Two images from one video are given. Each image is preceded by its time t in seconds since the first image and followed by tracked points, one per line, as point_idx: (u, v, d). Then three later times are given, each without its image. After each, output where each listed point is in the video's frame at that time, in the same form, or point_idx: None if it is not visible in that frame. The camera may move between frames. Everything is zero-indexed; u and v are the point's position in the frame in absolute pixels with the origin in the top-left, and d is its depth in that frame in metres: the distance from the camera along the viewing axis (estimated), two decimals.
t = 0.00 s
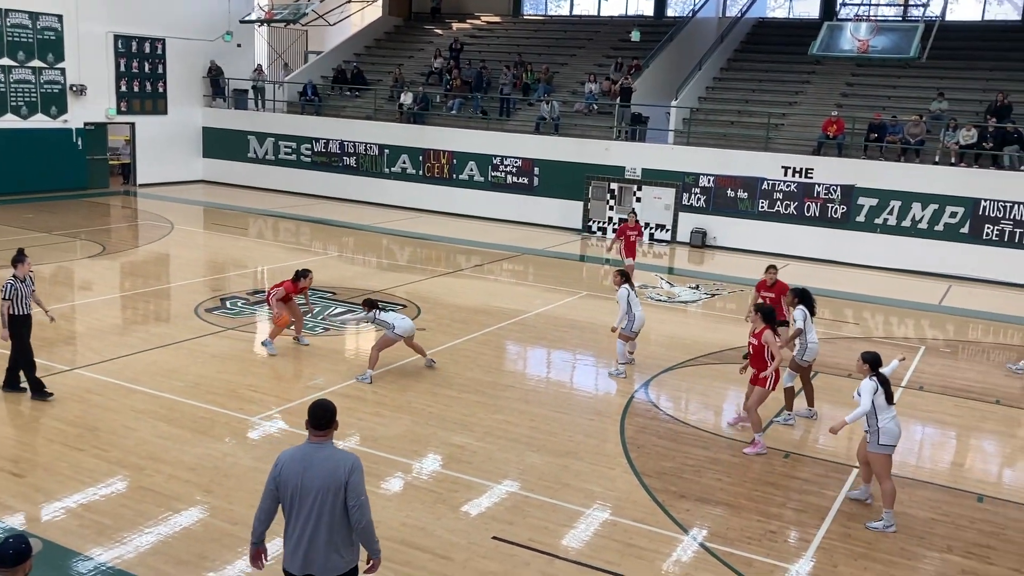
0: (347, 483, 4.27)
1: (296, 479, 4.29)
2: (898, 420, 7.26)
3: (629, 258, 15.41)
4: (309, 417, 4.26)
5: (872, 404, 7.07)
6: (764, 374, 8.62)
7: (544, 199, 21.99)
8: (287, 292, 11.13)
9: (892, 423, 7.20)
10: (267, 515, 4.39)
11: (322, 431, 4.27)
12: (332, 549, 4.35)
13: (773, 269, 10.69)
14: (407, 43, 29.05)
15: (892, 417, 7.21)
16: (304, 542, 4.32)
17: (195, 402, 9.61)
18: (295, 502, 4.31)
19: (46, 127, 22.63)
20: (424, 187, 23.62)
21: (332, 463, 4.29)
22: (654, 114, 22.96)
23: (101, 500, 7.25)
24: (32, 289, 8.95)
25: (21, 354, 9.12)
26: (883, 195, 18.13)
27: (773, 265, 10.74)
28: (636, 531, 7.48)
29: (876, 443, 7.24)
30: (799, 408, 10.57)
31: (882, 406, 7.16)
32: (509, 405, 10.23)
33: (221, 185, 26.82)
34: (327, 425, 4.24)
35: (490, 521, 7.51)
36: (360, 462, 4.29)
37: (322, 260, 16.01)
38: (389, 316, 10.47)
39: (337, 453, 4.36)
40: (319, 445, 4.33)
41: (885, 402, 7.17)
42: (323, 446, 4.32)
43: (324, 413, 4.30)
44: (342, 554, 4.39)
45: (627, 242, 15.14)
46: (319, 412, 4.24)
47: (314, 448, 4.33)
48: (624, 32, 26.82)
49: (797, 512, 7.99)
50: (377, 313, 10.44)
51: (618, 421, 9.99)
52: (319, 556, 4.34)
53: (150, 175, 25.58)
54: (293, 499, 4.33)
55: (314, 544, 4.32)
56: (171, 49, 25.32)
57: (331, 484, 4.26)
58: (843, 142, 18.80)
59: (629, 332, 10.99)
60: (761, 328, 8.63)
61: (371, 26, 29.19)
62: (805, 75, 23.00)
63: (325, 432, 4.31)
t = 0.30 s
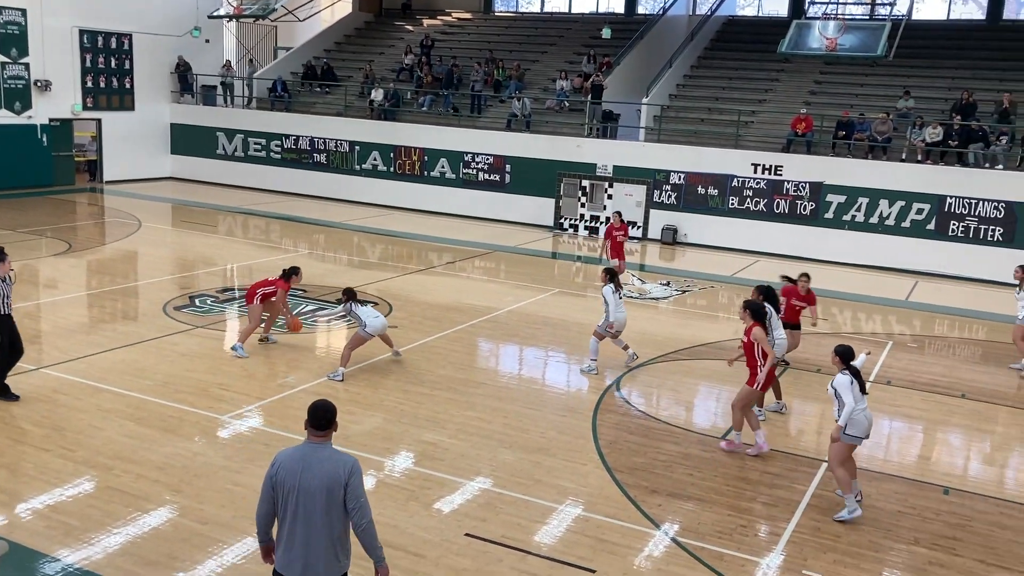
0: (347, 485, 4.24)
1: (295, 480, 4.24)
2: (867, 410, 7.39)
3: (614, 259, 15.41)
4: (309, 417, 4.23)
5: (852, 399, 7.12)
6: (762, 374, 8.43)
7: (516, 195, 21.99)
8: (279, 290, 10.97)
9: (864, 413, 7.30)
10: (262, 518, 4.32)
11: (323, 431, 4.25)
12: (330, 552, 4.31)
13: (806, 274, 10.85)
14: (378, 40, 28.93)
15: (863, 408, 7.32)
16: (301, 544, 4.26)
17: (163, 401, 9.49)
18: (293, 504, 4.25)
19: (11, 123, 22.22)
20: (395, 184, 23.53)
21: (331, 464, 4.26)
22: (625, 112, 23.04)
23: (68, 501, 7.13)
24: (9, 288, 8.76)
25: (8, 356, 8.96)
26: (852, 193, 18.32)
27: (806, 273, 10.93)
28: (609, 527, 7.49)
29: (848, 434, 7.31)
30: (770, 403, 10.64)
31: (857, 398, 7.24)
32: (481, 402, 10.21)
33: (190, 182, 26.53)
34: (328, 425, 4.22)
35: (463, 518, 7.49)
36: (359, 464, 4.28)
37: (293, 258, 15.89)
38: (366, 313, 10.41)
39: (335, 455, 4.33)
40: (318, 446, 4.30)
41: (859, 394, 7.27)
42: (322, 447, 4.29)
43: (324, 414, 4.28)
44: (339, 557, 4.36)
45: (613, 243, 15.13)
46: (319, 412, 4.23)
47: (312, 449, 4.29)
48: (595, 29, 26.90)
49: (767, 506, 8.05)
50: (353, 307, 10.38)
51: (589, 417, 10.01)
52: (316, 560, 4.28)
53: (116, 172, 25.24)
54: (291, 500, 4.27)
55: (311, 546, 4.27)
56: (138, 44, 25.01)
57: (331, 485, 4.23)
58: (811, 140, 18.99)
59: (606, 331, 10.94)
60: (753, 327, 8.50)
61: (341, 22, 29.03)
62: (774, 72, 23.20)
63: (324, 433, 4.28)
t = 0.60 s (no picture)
0: (318, 488, 4.17)
1: (267, 480, 4.18)
2: (832, 412, 7.37)
3: (592, 259, 15.38)
4: (284, 417, 4.20)
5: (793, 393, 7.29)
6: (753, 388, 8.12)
7: (482, 194, 21.98)
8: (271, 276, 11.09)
9: (822, 413, 7.32)
10: (230, 516, 4.27)
11: (297, 433, 4.20)
12: (299, 557, 4.22)
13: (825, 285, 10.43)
14: (343, 38, 28.78)
15: (823, 408, 7.33)
16: (269, 546, 4.19)
17: (126, 404, 9.36)
18: (263, 505, 4.19)
19: None
20: (362, 183, 23.42)
21: (303, 466, 4.20)
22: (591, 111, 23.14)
23: (28, 506, 7.01)
24: None
25: None
26: (815, 191, 18.55)
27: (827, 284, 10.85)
28: (578, 525, 7.52)
29: (802, 430, 7.39)
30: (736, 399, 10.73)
31: (812, 396, 7.32)
32: (449, 402, 10.19)
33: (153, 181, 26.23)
34: (302, 426, 4.18)
35: (431, 518, 7.48)
36: (332, 468, 4.21)
37: (258, 258, 15.75)
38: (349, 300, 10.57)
39: (309, 458, 4.28)
40: (292, 448, 4.25)
41: (817, 392, 7.32)
42: (296, 449, 4.24)
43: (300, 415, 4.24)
44: (307, 562, 4.27)
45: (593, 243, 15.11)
46: (295, 413, 4.19)
47: (285, 451, 4.24)
48: (561, 29, 26.97)
49: (734, 503, 8.12)
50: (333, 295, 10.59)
51: (557, 415, 10.03)
52: (283, 564, 4.20)
53: (77, 171, 24.86)
54: (262, 501, 4.20)
55: (280, 549, 4.20)
56: (98, 42, 24.61)
57: (303, 488, 4.17)
58: (775, 139, 19.19)
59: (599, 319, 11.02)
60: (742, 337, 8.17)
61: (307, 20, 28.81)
62: (738, 73, 23.42)
63: (299, 435, 4.24)
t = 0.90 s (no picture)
0: (255, 494, 4.13)
1: (204, 485, 4.16)
2: (796, 422, 7.40)
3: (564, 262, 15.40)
4: (222, 421, 4.20)
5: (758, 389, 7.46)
6: (736, 394, 8.00)
7: (440, 196, 22.14)
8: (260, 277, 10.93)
9: (782, 418, 7.38)
10: (172, 520, 4.26)
11: (235, 437, 4.19)
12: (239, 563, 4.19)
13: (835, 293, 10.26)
14: (297, 39, 28.55)
15: (785, 414, 7.39)
16: (208, 551, 4.17)
17: (77, 411, 9.19)
18: (202, 510, 4.17)
19: None
20: (318, 185, 23.34)
21: (240, 472, 4.16)
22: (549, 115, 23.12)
23: None
24: None
25: None
26: (767, 192, 18.86)
27: (836, 290, 10.31)
28: (537, 525, 7.54)
29: (762, 430, 7.49)
30: (693, 397, 10.84)
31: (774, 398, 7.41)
32: (407, 404, 10.17)
33: (105, 184, 25.80)
34: (241, 431, 4.17)
35: (390, 521, 7.45)
36: (270, 474, 4.16)
37: (213, 261, 15.58)
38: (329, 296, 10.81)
39: (250, 463, 4.25)
40: (231, 453, 4.23)
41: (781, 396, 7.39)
42: (235, 454, 4.21)
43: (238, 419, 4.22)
44: (249, 568, 4.23)
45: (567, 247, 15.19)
46: (233, 417, 4.19)
47: (225, 455, 4.22)
48: (517, 31, 27.04)
49: (691, 500, 8.20)
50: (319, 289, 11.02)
51: (516, 416, 10.05)
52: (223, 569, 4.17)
53: (26, 174, 24.36)
54: (200, 506, 4.19)
55: (220, 554, 4.18)
56: (48, 43, 24.13)
57: (239, 493, 4.13)
58: (729, 141, 19.43)
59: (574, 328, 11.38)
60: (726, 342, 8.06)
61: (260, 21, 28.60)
62: (693, 75, 23.68)
63: (238, 440, 4.22)
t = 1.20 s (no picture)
0: (169, 502, 4.02)
1: (116, 495, 4.03)
2: (781, 398, 7.44)
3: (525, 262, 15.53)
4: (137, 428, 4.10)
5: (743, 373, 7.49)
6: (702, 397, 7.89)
7: (383, 199, 22.05)
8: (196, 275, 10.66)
9: (767, 395, 7.43)
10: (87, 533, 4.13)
11: (151, 443, 4.08)
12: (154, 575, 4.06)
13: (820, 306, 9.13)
14: (236, 41, 28.16)
15: (771, 390, 7.43)
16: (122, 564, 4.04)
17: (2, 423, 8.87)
18: (114, 519, 4.04)
19: None
20: (258, 189, 23.10)
21: (155, 480, 4.05)
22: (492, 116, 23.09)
23: None
24: None
25: None
26: (707, 193, 19.21)
27: (818, 302, 9.16)
28: (481, 529, 7.48)
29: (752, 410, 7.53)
30: (637, 397, 10.86)
31: (761, 375, 7.47)
32: (349, 410, 10.04)
33: (38, 190, 25.12)
34: (154, 438, 4.06)
35: (331, 529, 7.33)
36: (186, 481, 4.07)
37: (150, 267, 15.24)
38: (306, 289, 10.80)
39: (164, 470, 4.14)
40: (144, 462, 4.12)
41: (766, 372, 7.45)
42: (151, 461, 4.10)
43: (154, 426, 4.12)
44: None
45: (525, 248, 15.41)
46: (149, 422, 4.09)
47: (139, 464, 4.10)
48: (459, 33, 27.04)
49: (635, 500, 8.22)
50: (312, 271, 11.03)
51: (460, 420, 9.99)
52: None
53: None
54: (113, 516, 4.06)
55: (134, 566, 4.05)
56: None
57: (152, 501, 4.01)
58: (670, 143, 19.63)
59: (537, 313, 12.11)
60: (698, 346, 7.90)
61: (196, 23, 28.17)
62: (633, 78, 23.92)
63: (153, 447, 4.12)
